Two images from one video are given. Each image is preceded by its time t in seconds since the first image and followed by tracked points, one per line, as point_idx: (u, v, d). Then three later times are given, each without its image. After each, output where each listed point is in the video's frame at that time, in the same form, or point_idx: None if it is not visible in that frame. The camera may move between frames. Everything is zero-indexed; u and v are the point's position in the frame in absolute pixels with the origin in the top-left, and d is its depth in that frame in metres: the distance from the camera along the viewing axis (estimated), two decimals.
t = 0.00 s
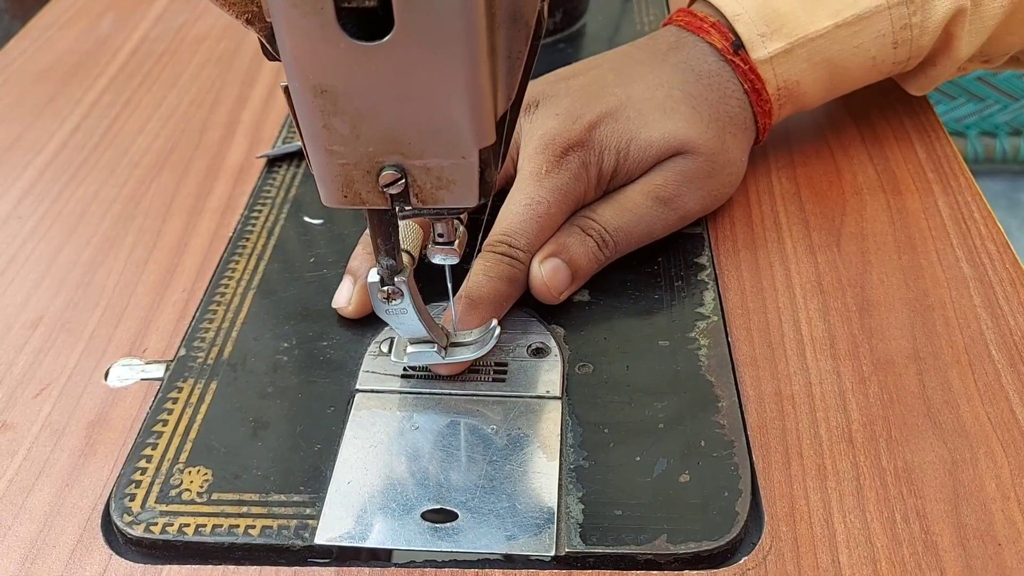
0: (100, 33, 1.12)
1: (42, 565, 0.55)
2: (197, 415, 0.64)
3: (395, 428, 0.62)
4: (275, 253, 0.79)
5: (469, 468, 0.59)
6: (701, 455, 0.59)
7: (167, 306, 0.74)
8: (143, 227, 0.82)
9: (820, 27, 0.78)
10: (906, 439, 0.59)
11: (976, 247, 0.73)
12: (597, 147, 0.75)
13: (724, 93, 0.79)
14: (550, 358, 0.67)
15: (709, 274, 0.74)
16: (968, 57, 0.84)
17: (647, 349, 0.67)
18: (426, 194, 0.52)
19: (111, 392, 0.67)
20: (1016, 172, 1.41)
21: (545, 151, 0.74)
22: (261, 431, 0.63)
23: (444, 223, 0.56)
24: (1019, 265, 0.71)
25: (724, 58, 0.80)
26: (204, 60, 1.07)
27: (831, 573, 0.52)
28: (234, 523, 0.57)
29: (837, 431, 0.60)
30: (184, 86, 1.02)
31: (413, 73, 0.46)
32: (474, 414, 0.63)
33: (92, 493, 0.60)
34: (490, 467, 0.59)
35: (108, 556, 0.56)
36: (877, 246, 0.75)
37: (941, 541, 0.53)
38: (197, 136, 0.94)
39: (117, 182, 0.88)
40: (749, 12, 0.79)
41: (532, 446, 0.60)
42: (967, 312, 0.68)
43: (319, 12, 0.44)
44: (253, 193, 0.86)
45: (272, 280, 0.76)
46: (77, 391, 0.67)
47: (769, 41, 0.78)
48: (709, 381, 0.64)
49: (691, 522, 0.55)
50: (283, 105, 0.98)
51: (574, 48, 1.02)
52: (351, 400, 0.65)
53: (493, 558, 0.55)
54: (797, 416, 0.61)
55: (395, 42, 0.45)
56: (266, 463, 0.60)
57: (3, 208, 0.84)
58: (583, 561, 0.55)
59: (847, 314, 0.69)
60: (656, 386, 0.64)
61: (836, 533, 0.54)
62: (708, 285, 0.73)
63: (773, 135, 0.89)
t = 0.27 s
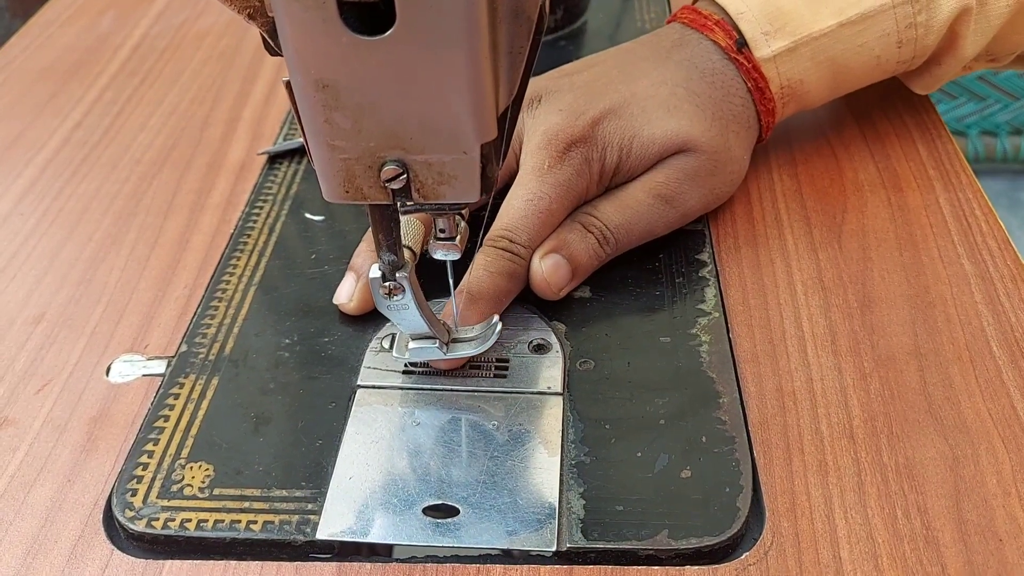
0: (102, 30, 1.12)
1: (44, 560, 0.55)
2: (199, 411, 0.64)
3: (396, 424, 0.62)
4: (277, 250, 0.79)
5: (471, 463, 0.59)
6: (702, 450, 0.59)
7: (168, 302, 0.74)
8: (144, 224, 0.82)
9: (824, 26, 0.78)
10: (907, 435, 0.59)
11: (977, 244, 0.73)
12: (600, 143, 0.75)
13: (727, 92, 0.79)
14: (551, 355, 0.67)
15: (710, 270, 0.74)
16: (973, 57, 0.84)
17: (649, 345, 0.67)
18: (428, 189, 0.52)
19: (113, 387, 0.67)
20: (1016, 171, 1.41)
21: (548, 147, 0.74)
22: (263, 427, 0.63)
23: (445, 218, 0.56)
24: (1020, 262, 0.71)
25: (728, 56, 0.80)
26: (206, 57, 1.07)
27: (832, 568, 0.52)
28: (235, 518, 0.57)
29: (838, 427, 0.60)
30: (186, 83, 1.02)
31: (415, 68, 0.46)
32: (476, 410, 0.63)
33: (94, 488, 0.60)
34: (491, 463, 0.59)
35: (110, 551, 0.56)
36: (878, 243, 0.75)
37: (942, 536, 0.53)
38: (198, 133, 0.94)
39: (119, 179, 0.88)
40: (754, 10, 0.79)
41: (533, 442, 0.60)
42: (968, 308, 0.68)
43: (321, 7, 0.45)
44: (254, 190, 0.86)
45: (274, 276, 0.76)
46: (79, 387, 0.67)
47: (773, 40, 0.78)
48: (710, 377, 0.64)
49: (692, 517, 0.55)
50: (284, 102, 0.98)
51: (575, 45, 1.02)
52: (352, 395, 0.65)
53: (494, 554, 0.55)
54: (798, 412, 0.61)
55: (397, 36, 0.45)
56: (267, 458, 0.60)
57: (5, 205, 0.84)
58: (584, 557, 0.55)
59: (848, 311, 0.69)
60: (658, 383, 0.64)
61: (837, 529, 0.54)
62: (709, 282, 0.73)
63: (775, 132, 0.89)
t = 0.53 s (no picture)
0: (104, 30, 1.12)
1: (46, 560, 0.55)
2: (201, 411, 0.64)
3: (398, 424, 0.62)
4: (278, 249, 0.79)
5: (473, 463, 0.59)
6: (705, 450, 0.59)
7: (170, 302, 0.74)
8: (146, 223, 0.82)
9: (830, 26, 0.78)
10: (910, 435, 0.59)
11: (979, 244, 0.73)
12: (602, 139, 0.74)
13: (734, 92, 0.77)
14: (554, 354, 0.67)
15: (712, 270, 0.74)
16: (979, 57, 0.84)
17: (651, 345, 0.67)
18: (433, 189, 0.52)
19: (115, 387, 0.67)
20: (1017, 170, 1.40)
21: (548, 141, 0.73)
22: (266, 427, 0.63)
23: (448, 218, 0.56)
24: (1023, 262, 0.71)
25: (735, 58, 0.79)
26: (207, 57, 1.07)
27: (835, 568, 0.52)
28: (238, 518, 0.57)
29: (841, 427, 0.60)
30: (187, 83, 1.02)
31: (418, 67, 0.46)
32: (478, 410, 0.63)
33: (96, 488, 0.60)
34: (494, 463, 0.59)
35: (112, 550, 0.56)
36: (880, 243, 0.75)
37: (945, 536, 0.53)
38: (200, 133, 0.94)
39: (121, 179, 0.88)
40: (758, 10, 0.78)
41: (536, 442, 0.60)
42: (970, 308, 0.68)
43: (324, 6, 0.44)
44: (255, 189, 0.86)
45: (276, 276, 0.76)
46: (81, 387, 0.67)
47: (779, 41, 0.77)
48: (712, 377, 0.64)
49: (695, 517, 0.55)
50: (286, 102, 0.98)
51: (577, 45, 1.02)
52: (354, 395, 0.65)
53: (497, 553, 0.55)
54: (801, 413, 0.61)
55: (400, 36, 0.45)
56: (270, 458, 0.60)
57: (6, 205, 0.84)
58: (587, 557, 0.55)
59: (850, 311, 0.69)
60: (661, 383, 0.64)
61: (839, 528, 0.54)
62: (712, 282, 0.73)
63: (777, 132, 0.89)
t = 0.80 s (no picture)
0: (105, 30, 1.12)
1: (48, 560, 0.55)
2: (202, 411, 0.64)
3: (399, 424, 0.62)
4: (279, 250, 0.79)
5: (474, 464, 0.59)
6: (706, 451, 0.59)
7: (171, 302, 0.74)
8: (147, 224, 0.82)
9: None
10: (911, 435, 0.59)
11: (980, 245, 0.73)
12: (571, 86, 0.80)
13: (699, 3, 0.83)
14: (554, 355, 0.67)
15: (713, 271, 0.73)
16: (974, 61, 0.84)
17: (651, 345, 0.67)
18: (434, 189, 0.52)
19: (116, 388, 0.67)
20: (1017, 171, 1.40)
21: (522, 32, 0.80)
22: (267, 427, 0.63)
23: (449, 218, 0.56)
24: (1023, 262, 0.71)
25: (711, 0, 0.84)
26: (209, 57, 1.07)
27: (835, 569, 0.52)
28: (239, 518, 0.57)
29: (842, 428, 0.60)
30: (188, 83, 1.02)
31: (419, 67, 0.46)
32: (479, 410, 0.63)
33: (98, 488, 0.60)
34: (495, 463, 0.59)
35: (113, 551, 0.56)
36: (881, 244, 0.75)
37: (946, 537, 0.53)
38: (201, 133, 0.94)
39: (122, 179, 0.88)
40: None
41: (536, 442, 0.60)
42: (971, 309, 0.68)
43: (325, 7, 0.45)
44: (256, 190, 0.86)
45: (277, 276, 0.76)
46: (82, 388, 0.67)
47: None
48: (713, 377, 0.64)
49: (696, 518, 0.55)
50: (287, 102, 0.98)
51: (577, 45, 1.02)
52: (355, 396, 0.65)
53: (498, 554, 0.55)
54: (802, 413, 0.62)
55: (401, 37, 0.45)
56: (271, 459, 0.61)
57: (7, 205, 0.85)
58: (588, 557, 0.55)
59: (851, 312, 0.69)
60: (661, 383, 0.64)
61: (840, 529, 0.54)
62: (713, 282, 0.72)
63: (778, 133, 0.89)
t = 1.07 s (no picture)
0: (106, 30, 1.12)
1: (50, 557, 0.56)
2: (204, 409, 0.64)
3: (400, 422, 0.62)
4: (281, 249, 0.79)
5: (475, 462, 0.59)
6: (706, 449, 0.59)
7: (173, 301, 0.74)
8: (149, 223, 0.83)
9: None
10: (911, 434, 0.59)
11: (980, 244, 0.73)
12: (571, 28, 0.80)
13: None
14: (555, 354, 0.67)
15: (714, 270, 0.73)
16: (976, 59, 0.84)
17: (652, 344, 0.68)
18: (434, 188, 0.52)
19: (118, 386, 0.67)
20: (1017, 172, 1.38)
21: None
22: (268, 425, 0.63)
23: (450, 217, 0.56)
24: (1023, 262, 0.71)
25: None
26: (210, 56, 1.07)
27: (835, 567, 0.53)
28: (241, 516, 0.57)
29: (842, 427, 0.60)
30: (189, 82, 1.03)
31: (421, 66, 0.46)
32: (480, 408, 0.63)
33: (100, 486, 0.60)
34: (496, 461, 0.59)
35: (115, 549, 0.56)
36: (881, 243, 0.75)
37: (945, 536, 0.53)
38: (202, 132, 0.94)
39: (124, 178, 0.88)
40: None
41: (537, 440, 0.61)
42: (971, 309, 0.68)
43: (326, 6, 0.45)
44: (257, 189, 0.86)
45: (278, 276, 0.76)
46: (84, 386, 0.67)
47: None
48: (713, 376, 0.64)
49: (696, 516, 0.56)
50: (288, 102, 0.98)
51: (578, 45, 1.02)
52: (356, 394, 0.65)
53: (498, 552, 0.55)
54: (802, 411, 0.62)
55: (402, 36, 0.45)
56: (272, 457, 0.61)
57: (9, 204, 0.85)
58: (588, 555, 0.55)
59: (851, 311, 0.69)
60: (662, 381, 0.64)
61: (839, 527, 0.54)
62: (713, 281, 0.73)
63: (779, 133, 0.89)
